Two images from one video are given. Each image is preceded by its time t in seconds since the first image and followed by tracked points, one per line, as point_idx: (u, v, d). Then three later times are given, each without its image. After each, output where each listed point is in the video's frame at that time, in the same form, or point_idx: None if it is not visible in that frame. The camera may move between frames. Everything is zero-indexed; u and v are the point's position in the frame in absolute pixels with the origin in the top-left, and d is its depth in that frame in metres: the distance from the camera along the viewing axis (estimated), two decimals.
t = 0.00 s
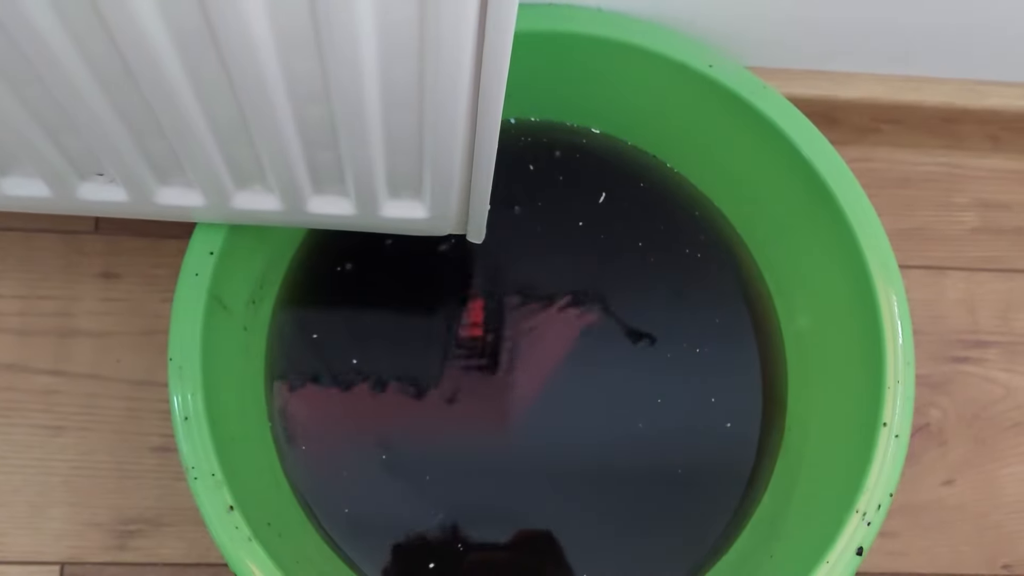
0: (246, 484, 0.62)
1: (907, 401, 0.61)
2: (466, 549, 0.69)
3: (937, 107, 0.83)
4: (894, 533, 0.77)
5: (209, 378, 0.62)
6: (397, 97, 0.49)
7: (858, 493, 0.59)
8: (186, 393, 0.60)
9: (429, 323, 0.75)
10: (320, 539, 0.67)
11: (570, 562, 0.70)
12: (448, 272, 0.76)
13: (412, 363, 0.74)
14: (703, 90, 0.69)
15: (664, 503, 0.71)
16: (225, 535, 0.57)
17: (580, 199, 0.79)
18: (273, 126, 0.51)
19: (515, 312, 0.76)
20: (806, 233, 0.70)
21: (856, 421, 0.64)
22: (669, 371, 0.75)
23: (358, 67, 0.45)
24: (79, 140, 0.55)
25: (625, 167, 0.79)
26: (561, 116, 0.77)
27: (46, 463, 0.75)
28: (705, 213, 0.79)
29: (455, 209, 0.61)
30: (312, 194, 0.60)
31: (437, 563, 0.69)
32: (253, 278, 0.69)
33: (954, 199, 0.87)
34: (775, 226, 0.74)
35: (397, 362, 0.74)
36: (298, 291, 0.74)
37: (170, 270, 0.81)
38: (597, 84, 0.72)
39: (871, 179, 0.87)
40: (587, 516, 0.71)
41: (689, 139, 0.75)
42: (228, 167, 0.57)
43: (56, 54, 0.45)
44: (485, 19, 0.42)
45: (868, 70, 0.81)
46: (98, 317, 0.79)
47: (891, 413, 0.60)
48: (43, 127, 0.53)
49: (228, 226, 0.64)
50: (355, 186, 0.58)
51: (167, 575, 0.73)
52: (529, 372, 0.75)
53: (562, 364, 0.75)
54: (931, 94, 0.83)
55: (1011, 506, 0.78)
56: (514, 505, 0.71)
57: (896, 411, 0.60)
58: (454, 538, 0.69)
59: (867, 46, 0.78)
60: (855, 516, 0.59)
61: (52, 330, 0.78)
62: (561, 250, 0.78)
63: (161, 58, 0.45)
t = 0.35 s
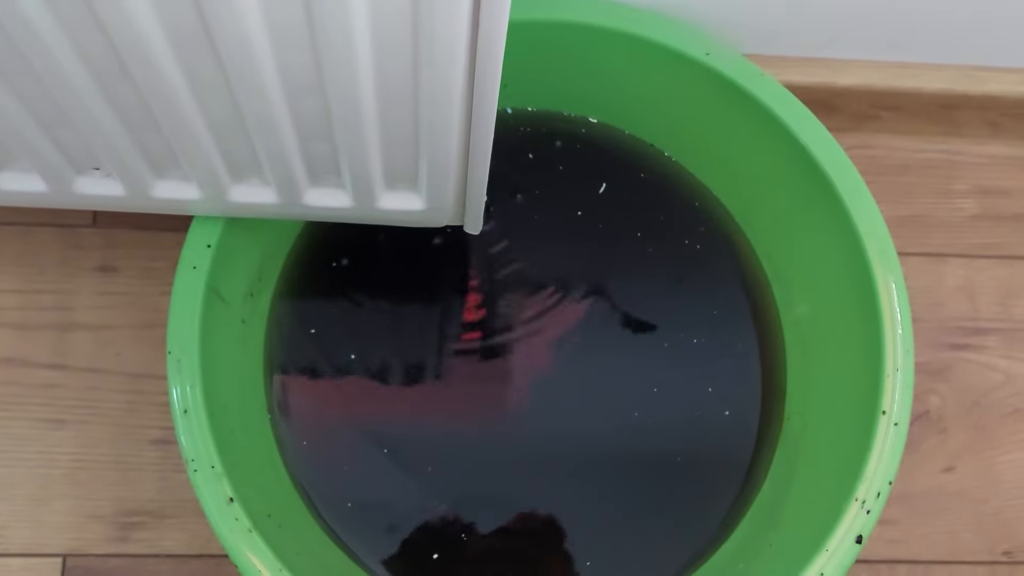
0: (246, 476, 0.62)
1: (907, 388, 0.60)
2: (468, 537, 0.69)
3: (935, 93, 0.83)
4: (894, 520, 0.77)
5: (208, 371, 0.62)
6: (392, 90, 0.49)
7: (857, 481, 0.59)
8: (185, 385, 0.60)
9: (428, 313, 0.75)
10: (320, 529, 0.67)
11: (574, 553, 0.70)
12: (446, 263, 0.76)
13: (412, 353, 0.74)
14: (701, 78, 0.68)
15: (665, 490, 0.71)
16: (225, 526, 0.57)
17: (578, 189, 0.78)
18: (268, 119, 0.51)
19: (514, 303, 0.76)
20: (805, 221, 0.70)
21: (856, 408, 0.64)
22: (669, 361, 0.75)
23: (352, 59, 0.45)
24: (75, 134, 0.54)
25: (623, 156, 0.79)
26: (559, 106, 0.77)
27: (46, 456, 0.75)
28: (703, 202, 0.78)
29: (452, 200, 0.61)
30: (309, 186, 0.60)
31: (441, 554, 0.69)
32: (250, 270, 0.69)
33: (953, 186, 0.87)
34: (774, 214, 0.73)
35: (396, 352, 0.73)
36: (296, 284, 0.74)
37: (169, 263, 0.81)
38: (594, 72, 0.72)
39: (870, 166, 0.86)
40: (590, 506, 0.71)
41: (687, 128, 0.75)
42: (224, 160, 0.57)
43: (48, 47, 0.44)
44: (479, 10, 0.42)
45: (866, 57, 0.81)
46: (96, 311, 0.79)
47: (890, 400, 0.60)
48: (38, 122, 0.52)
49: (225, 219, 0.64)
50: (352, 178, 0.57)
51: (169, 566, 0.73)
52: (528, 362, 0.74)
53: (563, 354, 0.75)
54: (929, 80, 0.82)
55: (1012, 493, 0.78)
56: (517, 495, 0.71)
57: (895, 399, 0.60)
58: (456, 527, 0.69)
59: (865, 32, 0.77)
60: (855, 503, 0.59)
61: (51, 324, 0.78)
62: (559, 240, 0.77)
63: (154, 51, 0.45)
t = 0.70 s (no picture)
0: (246, 460, 0.62)
1: (908, 372, 0.60)
2: (472, 522, 0.69)
3: (938, 75, 0.82)
4: (894, 504, 0.77)
5: (208, 354, 0.62)
6: (391, 72, 0.49)
7: (858, 466, 0.59)
8: (184, 368, 0.59)
9: (428, 298, 0.74)
10: (321, 514, 0.67)
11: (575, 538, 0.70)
12: (446, 246, 0.75)
13: (412, 337, 0.73)
14: (702, 60, 0.68)
15: (665, 474, 0.71)
16: (225, 510, 0.57)
17: (579, 172, 0.78)
18: (267, 101, 0.50)
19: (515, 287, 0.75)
20: (806, 203, 0.70)
21: (857, 393, 0.64)
22: (670, 346, 0.74)
23: (351, 42, 0.45)
24: (72, 117, 0.54)
25: (624, 139, 0.79)
26: (560, 88, 0.77)
27: (45, 439, 0.75)
28: (704, 185, 0.78)
29: (451, 183, 0.60)
30: (308, 168, 0.60)
31: (445, 539, 0.69)
32: (250, 254, 0.69)
33: (955, 169, 0.87)
34: (776, 198, 0.73)
35: (396, 336, 0.73)
36: (296, 267, 0.74)
37: (168, 246, 0.80)
38: (594, 54, 0.72)
39: (872, 149, 0.86)
40: (591, 489, 0.71)
41: (689, 110, 0.74)
42: (222, 142, 0.57)
43: (44, 30, 0.44)
44: None
45: (869, 39, 0.80)
46: (96, 295, 0.78)
47: (891, 385, 0.60)
48: (35, 104, 0.52)
49: (224, 201, 0.64)
50: (350, 160, 0.57)
51: (169, 549, 0.73)
52: (527, 346, 0.74)
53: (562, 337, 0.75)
54: (932, 62, 0.82)
55: (1012, 477, 0.78)
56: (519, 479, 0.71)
57: (896, 383, 0.60)
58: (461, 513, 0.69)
59: (868, 14, 0.77)
60: (855, 488, 0.58)
61: (50, 307, 0.78)
62: (560, 223, 0.77)
63: (151, 33, 0.45)
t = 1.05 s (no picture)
0: (247, 455, 0.62)
1: (909, 366, 0.60)
2: (475, 516, 0.69)
3: (939, 69, 0.82)
4: (894, 498, 0.77)
5: (209, 349, 0.62)
6: (390, 66, 0.49)
7: (859, 459, 0.59)
8: (185, 362, 0.59)
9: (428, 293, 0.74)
10: (323, 509, 0.67)
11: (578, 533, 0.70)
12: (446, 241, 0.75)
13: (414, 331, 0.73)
14: (701, 54, 0.68)
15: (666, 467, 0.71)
16: (225, 504, 0.57)
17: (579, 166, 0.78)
18: (267, 96, 0.50)
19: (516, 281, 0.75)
20: (807, 198, 0.70)
21: (857, 387, 0.64)
22: (672, 340, 0.74)
23: (352, 36, 0.45)
24: (72, 111, 0.54)
25: (624, 133, 0.78)
26: (561, 81, 0.77)
27: (47, 434, 0.75)
28: (705, 178, 0.78)
29: (452, 176, 0.60)
30: (308, 163, 0.60)
31: (450, 534, 0.69)
32: (250, 248, 0.69)
33: (956, 162, 0.86)
34: (776, 191, 0.73)
35: (396, 330, 0.73)
36: (296, 263, 0.74)
37: (169, 240, 0.80)
38: (594, 48, 0.72)
39: (872, 143, 0.86)
40: (593, 484, 0.71)
41: (690, 104, 0.74)
42: (223, 136, 0.57)
43: (44, 24, 0.44)
44: None
45: (869, 32, 0.80)
46: (97, 290, 0.79)
47: (891, 379, 0.60)
48: (35, 99, 0.52)
49: (225, 196, 0.64)
50: (350, 154, 0.57)
51: (170, 544, 0.73)
52: (529, 341, 0.74)
53: (564, 332, 0.75)
54: (933, 56, 0.82)
55: (1013, 471, 0.78)
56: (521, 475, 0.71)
57: (897, 377, 0.60)
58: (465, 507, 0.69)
59: (868, 7, 0.77)
60: (856, 482, 0.58)
61: (51, 302, 0.78)
62: (560, 217, 0.77)
63: (152, 29, 0.45)
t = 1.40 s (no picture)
0: (248, 454, 0.62)
1: (909, 362, 0.60)
2: (480, 515, 0.69)
3: (940, 65, 0.82)
4: (895, 494, 0.77)
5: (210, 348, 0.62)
6: (389, 65, 0.49)
7: (860, 457, 0.59)
8: (186, 362, 0.60)
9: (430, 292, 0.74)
10: (326, 511, 0.67)
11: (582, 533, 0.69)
12: (445, 241, 0.75)
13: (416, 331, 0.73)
14: (701, 52, 0.68)
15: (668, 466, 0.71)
16: (227, 503, 0.57)
17: (579, 165, 0.78)
18: (267, 96, 0.51)
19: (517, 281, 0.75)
20: (808, 195, 0.70)
21: (858, 385, 0.64)
22: (674, 339, 0.74)
23: (351, 34, 0.45)
24: (73, 112, 0.54)
25: (624, 131, 0.79)
26: (561, 80, 0.77)
27: (50, 433, 0.75)
28: (705, 176, 0.78)
29: (452, 175, 0.60)
30: (309, 162, 0.60)
31: (455, 534, 0.69)
32: (251, 247, 0.69)
33: (957, 159, 0.86)
34: (777, 188, 0.73)
35: (398, 331, 0.73)
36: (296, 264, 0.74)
37: (170, 240, 0.80)
38: (594, 47, 0.72)
39: (873, 140, 0.86)
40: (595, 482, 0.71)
41: (690, 102, 0.74)
42: (223, 135, 0.57)
43: (43, 23, 0.44)
44: None
45: (870, 29, 0.80)
46: (99, 289, 0.79)
47: (892, 376, 0.60)
48: (36, 98, 0.52)
49: (225, 195, 0.64)
50: (351, 152, 0.57)
51: (172, 542, 0.73)
52: (530, 339, 0.74)
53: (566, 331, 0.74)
54: (934, 52, 0.82)
55: (1015, 468, 0.78)
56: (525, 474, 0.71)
57: (898, 374, 0.60)
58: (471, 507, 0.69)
59: (868, 4, 0.77)
60: (857, 479, 0.58)
61: (53, 301, 0.78)
62: (562, 216, 0.77)
63: (152, 30, 0.45)
